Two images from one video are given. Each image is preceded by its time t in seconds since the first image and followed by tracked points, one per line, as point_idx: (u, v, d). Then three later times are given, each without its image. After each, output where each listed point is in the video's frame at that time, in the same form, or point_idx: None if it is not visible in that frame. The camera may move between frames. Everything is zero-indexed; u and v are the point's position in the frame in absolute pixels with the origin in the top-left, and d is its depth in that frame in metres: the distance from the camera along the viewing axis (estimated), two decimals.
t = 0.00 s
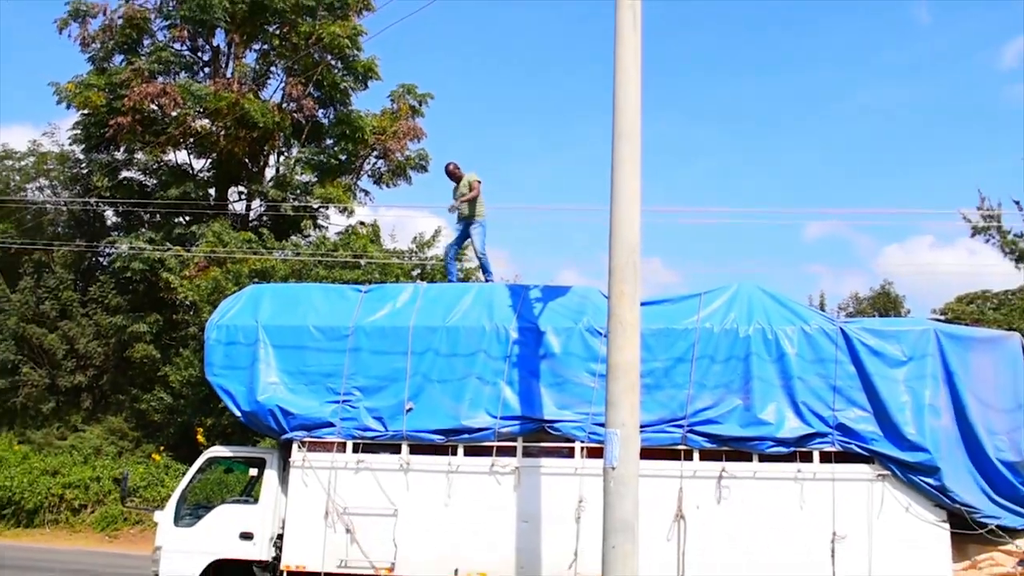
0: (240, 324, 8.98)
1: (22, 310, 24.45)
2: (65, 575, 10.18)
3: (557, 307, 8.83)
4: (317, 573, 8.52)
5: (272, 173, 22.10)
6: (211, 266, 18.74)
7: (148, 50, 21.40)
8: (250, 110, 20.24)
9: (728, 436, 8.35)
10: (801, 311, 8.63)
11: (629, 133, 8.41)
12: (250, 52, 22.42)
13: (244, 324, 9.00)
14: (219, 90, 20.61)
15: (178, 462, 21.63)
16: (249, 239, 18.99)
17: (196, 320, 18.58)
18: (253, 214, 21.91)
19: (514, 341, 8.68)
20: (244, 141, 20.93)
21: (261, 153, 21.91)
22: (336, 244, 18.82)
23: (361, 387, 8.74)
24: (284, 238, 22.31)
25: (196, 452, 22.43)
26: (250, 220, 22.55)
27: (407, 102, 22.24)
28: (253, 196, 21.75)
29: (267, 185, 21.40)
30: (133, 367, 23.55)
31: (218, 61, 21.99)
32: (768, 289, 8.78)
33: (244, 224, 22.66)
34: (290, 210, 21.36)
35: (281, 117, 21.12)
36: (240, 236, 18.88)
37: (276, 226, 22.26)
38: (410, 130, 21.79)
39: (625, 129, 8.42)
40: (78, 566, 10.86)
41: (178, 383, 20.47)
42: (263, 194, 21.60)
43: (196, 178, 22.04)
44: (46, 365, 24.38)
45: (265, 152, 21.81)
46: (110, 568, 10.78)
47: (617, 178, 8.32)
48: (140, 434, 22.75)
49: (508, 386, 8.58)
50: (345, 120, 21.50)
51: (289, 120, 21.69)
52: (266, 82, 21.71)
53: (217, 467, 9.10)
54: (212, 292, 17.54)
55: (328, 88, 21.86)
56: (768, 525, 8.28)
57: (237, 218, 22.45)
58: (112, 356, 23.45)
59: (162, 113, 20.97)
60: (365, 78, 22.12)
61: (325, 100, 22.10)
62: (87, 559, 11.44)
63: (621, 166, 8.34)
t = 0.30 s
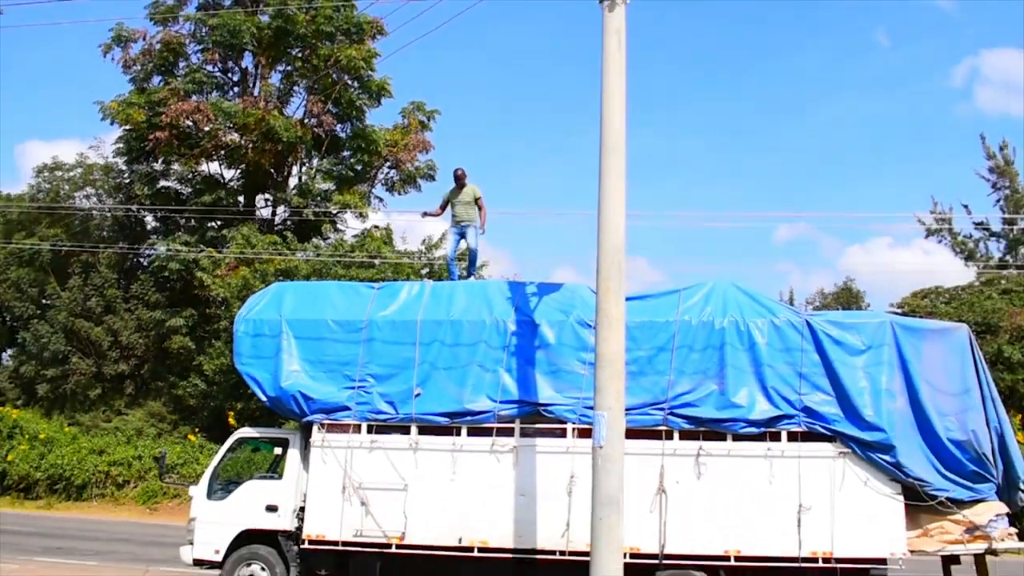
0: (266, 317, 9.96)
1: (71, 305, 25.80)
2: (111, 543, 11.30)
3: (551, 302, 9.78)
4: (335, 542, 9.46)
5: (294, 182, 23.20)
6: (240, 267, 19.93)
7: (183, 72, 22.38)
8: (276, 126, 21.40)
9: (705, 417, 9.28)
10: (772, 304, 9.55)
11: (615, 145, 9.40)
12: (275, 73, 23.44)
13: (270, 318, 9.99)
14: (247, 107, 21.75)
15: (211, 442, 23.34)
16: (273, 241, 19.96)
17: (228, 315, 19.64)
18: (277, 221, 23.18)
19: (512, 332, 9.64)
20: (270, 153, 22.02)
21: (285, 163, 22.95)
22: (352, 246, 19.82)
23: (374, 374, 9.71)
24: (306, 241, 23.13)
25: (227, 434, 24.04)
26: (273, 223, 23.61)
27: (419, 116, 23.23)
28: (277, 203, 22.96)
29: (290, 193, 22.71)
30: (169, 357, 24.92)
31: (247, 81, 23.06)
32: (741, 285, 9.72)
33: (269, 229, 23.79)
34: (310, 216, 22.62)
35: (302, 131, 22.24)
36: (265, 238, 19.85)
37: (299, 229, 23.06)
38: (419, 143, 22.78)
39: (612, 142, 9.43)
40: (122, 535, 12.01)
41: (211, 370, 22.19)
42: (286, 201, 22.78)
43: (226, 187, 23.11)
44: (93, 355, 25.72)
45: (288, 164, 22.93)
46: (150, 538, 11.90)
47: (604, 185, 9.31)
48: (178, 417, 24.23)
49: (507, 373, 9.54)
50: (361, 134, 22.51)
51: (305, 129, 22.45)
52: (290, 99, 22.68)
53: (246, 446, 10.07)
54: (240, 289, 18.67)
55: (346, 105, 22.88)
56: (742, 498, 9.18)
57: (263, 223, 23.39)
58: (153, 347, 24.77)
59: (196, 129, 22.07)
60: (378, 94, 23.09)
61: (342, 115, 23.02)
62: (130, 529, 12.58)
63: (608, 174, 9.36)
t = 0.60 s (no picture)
0: (286, 312, 10.72)
1: (107, 301, 26.62)
2: (144, 521, 12.13)
3: (551, 297, 10.50)
4: (351, 520, 10.20)
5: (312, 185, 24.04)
6: (264, 265, 20.66)
7: (209, 85, 23.27)
8: (295, 135, 22.28)
9: (694, 404, 9.97)
10: (756, 299, 10.23)
11: (609, 152, 10.17)
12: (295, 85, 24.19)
13: (290, 312, 10.75)
14: (269, 117, 22.50)
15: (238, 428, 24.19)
16: (293, 242, 20.80)
17: (252, 310, 20.38)
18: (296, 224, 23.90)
19: (515, 326, 10.37)
20: (290, 159, 22.84)
21: (304, 169, 23.77)
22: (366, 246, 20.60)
23: (387, 364, 10.46)
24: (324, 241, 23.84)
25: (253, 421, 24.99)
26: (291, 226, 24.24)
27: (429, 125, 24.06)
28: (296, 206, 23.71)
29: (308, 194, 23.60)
30: (199, 350, 25.89)
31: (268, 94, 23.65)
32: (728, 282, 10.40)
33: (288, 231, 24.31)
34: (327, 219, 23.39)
35: (320, 139, 23.07)
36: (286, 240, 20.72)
37: (318, 230, 23.79)
38: (428, 150, 23.62)
39: (607, 149, 10.20)
40: (153, 514, 12.85)
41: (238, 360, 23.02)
42: (304, 202, 23.63)
43: (249, 190, 23.87)
44: (127, 347, 26.63)
45: (306, 170, 23.75)
46: (180, 517, 12.73)
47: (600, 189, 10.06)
48: (206, 404, 25.15)
49: (510, 363, 10.26)
50: (376, 143, 23.35)
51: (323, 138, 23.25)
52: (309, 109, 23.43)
53: (268, 432, 10.82)
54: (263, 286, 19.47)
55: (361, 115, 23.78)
56: (728, 480, 9.86)
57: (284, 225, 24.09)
58: (183, 339, 25.78)
59: (222, 138, 22.78)
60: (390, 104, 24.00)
61: (357, 124, 23.87)
62: (161, 508, 13.43)
63: (604, 179, 10.13)
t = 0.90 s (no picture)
0: (304, 306, 10.90)
1: (129, 297, 26.98)
2: (168, 512, 12.36)
3: (565, 289, 10.62)
4: (369, 510, 10.36)
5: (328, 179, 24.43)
6: (282, 259, 20.82)
7: (226, 83, 23.52)
8: (312, 131, 22.51)
9: (707, 393, 10.09)
10: (768, 289, 10.33)
11: (621, 145, 10.30)
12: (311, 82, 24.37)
13: (308, 306, 10.92)
14: (286, 115, 22.84)
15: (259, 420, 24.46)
16: (309, 237, 21.00)
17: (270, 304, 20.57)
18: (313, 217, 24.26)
19: (529, 317, 10.52)
20: (306, 154, 23.06)
21: (321, 165, 24.00)
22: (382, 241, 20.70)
23: (403, 356, 10.61)
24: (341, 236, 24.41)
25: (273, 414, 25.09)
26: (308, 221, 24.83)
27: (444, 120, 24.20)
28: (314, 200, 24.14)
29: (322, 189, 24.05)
30: (220, 345, 26.31)
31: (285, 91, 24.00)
32: (739, 271, 10.50)
33: (307, 225, 25.01)
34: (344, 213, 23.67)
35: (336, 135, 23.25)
36: (303, 235, 20.92)
37: (334, 225, 24.32)
38: (444, 144, 23.75)
39: (618, 140, 10.32)
40: (177, 505, 13.08)
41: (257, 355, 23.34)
42: (321, 198, 23.97)
43: (267, 186, 24.12)
44: (149, 342, 27.03)
45: (322, 166, 24.03)
46: (202, 507, 12.96)
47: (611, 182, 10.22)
48: (226, 398, 25.57)
49: (525, 354, 10.40)
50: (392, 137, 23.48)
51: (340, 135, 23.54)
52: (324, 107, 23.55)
53: (287, 424, 11.02)
54: (281, 282, 19.66)
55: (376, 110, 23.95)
56: (741, 467, 9.98)
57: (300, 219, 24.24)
58: (203, 334, 26.31)
59: (240, 134, 22.96)
60: (405, 100, 24.16)
61: (372, 119, 24.08)
62: (185, 499, 13.67)
63: (616, 171, 10.26)
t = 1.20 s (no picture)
0: (296, 303, 10.55)
1: (116, 296, 26.72)
2: (159, 518, 12.04)
3: (566, 284, 10.28)
4: (366, 514, 10.05)
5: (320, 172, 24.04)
6: (273, 256, 20.43)
7: (215, 74, 23.19)
8: (303, 123, 22.03)
9: (713, 390, 9.77)
10: (775, 282, 10.00)
11: (623, 135, 9.99)
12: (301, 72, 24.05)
13: (300, 304, 10.57)
14: (277, 106, 22.45)
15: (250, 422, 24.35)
16: (303, 233, 20.68)
17: (264, 303, 20.28)
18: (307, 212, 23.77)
19: (529, 313, 10.19)
20: (298, 149, 22.66)
21: (313, 158, 23.57)
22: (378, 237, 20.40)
23: (399, 355, 10.28)
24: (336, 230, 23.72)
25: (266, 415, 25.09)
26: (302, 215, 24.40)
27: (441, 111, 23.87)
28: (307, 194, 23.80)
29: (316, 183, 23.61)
30: (212, 346, 25.95)
31: (276, 83, 23.65)
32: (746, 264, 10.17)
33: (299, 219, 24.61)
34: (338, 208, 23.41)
35: (329, 128, 22.91)
36: (296, 230, 20.49)
37: (329, 220, 23.62)
38: (441, 136, 23.43)
39: (619, 130, 10.03)
40: (168, 511, 12.76)
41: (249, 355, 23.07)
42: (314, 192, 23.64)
43: (259, 181, 23.80)
44: (138, 343, 26.59)
45: (314, 160, 23.63)
46: (194, 513, 12.64)
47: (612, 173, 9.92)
48: (218, 399, 25.43)
49: (526, 352, 10.08)
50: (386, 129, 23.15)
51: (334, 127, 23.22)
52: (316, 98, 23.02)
53: (281, 426, 10.67)
54: (274, 278, 19.30)
55: (369, 102, 23.62)
56: (750, 466, 9.66)
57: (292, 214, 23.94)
58: (193, 334, 25.94)
59: (228, 126, 22.59)
60: (399, 91, 23.81)
61: (366, 110, 23.73)
62: (176, 505, 13.35)
63: (617, 161, 9.96)
